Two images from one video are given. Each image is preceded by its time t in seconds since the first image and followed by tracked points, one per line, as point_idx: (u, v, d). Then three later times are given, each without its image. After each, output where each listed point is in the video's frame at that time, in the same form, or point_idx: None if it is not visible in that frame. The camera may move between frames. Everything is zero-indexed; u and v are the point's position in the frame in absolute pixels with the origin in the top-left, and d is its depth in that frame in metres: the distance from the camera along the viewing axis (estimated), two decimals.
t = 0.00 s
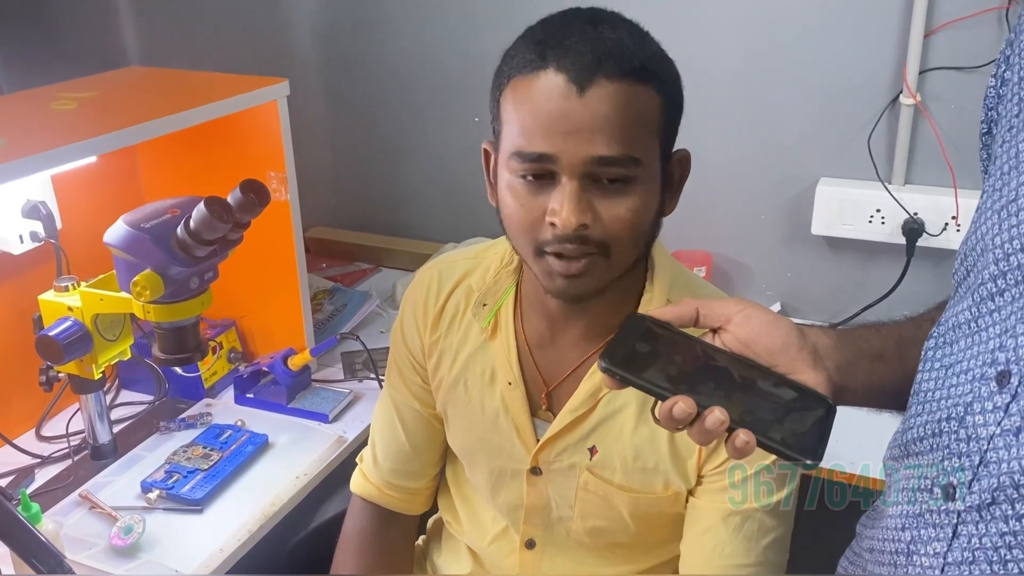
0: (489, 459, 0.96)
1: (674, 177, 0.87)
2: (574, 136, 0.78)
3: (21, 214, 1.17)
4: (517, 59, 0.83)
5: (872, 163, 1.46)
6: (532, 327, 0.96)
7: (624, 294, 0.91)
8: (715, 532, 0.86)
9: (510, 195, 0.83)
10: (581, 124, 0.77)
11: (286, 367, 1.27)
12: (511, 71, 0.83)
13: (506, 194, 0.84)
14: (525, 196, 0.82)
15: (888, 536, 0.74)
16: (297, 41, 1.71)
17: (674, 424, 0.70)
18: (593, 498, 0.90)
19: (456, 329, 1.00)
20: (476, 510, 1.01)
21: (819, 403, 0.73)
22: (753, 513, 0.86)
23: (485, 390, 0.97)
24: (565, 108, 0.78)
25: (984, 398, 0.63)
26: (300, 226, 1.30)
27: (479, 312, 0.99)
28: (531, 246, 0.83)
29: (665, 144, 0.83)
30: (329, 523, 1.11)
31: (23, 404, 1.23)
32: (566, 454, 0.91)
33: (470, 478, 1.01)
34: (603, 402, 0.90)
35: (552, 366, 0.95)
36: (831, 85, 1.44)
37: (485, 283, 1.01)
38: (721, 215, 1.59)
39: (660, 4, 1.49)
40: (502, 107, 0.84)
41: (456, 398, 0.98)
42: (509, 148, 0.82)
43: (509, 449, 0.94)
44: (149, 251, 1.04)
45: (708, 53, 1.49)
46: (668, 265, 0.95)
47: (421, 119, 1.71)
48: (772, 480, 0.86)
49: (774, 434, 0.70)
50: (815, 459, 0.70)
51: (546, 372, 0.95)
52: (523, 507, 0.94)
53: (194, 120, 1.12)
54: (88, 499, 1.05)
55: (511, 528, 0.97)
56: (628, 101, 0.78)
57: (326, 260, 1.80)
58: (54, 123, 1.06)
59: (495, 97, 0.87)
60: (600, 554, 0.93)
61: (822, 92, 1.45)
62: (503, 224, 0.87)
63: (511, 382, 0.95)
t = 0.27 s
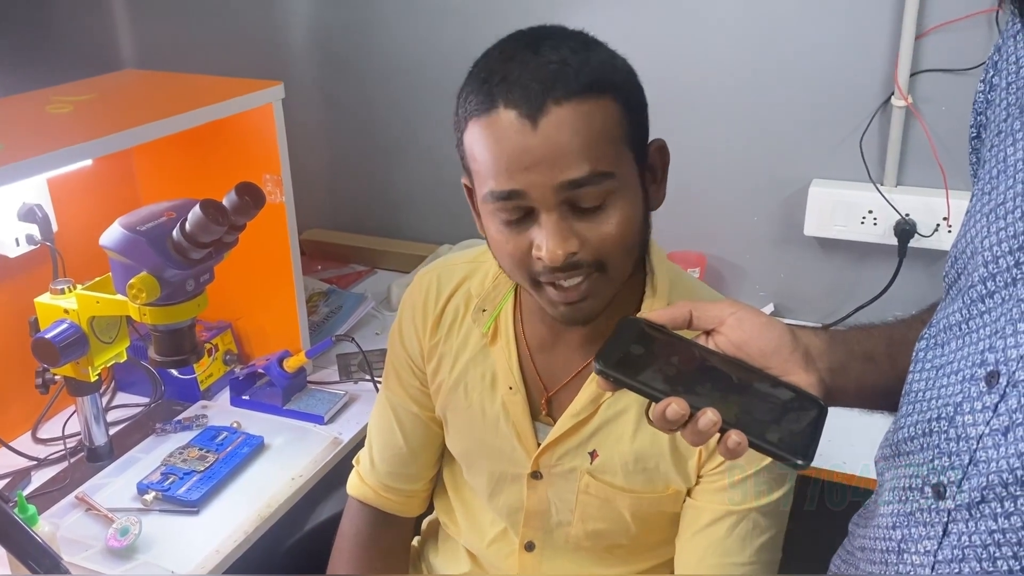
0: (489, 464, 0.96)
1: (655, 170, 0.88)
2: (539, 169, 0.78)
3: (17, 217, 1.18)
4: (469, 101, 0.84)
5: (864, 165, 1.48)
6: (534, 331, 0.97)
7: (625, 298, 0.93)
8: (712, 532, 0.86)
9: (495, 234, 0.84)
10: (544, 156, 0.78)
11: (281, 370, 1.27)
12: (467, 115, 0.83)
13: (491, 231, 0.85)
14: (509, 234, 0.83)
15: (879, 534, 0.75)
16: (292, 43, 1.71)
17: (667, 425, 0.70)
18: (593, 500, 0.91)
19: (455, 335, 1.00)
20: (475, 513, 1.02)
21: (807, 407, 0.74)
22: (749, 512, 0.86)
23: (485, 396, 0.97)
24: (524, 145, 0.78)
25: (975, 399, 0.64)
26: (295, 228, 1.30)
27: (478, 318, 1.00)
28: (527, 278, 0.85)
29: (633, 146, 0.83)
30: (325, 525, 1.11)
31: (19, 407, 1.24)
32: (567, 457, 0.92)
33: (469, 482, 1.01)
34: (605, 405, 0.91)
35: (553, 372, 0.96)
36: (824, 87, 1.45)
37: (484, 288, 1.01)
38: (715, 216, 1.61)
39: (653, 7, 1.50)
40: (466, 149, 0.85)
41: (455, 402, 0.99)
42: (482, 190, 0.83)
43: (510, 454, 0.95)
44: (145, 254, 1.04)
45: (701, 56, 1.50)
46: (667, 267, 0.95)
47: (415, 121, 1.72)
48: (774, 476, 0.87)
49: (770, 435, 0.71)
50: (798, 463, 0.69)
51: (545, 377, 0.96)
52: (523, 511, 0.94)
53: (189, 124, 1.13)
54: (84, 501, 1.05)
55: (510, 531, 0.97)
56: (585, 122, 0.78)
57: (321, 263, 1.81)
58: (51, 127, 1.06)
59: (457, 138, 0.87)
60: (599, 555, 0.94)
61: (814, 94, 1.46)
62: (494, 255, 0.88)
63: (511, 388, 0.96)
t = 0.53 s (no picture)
0: (477, 465, 0.97)
1: (636, 175, 0.89)
2: (521, 150, 0.79)
3: (14, 221, 1.18)
4: (460, 83, 0.85)
5: (858, 168, 1.48)
6: (516, 330, 0.97)
7: (601, 295, 0.92)
8: (698, 531, 0.87)
9: (472, 214, 0.85)
10: (526, 138, 0.79)
11: (278, 372, 1.28)
12: (457, 95, 0.85)
13: (467, 211, 0.86)
14: (484, 213, 0.83)
15: (875, 535, 0.76)
16: (288, 46, 1.72)
17: (665, 429, 0.71)
18: (579, 500, 0.92)
19: (442, 336, 1.01)
20: (466, 515, 1.02)
21: (805, 407, 0.74)
22: (735, 512, 0.87)
23: (472, 396, 0.98)
24: (508, 124, 0.79)
25: (969, 401, 0.65)
26: (292, 231, 1.31)
27: (465, 319, 1.00)
28: (498, 260, 0.85)
29: (617, 141, 0.84)
30: (322, 527, 1.12)
31: (16, 410, 1.24)
32: (552, 457, 0.92)
33: (460, 483, 1.02)
34: (587, 404, 0.91)
35: (535, 371, 0.96)
36: (819, 91, 1.46)
37: (469, 290, 1.02)
38: (710, 219, 1.61)
39: (648, 11, 1.51)
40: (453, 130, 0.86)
41: (443, 403, 1.00)
42: (464, 169, 0.84)
43: (497, 455, 0.95)
44: (143, 257, 1.05)
45: (697, 59, 1.51)
46: (645, 264, 0.96)
47: (412, 124, 1.72)
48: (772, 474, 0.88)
49: (767, 436, 0.72)
50: (800, 462, 0.70)
51: (529, 376, 0.96)
52: (512, 511, 0.95)
53: (187, 127, 1.13)
54: (81, 504, 1.05)
55: (500, 532, 0.98)
56: (570, 109, 0.79)
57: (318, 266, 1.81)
58: (50, 131, 1.07)
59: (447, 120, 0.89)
60: (590, 555, 0.94)
61: (809, 97, 1.47)
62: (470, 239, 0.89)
63: (496, 388, 0.96)
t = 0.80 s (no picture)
0: (470, 469, 0.97)
1: (628, 177, 0.89)
2: (516, 141, 0.79)
3: (13, 223, 1.18)
4: (458, 74, 0.85)
5: (856, 170, 1.49)
6: (506, 334, 0.97)
7: (591, 293, 0.92)
8: (691, 532, 0.87)
9: (463, 204, 0.85)
10: (522, 129, 0.79)
11: (276, 375, 1.28)
12: (454, 86, 0.85)
13: (459, 202, 0.86)
14: (476, 203, 0.83)
15: (874, 538, 0.76)
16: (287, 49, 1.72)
17: (665, 432, 0.71)
18: (571, 503, 0.92)
19: (433, 339, 1.01)
20: (460, 518, 1.02)
21: (803, 408, 0.74)
22: (730, 514, 0.87)
23: (463, 399, 0.98)
24: (504, 114, 0.79)
25: (970, 403, 0.65)
26: (291, 234, 1.31)
27: (454, 322, 1.00)
28: (487, 252, 0.85)
29: (611, 140, 0.84)
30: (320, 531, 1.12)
31: (15, 413, 1.23)
32: (543, 461, 0.92)
33: (453, 487, 1.02)
34: (577, 407, 0.91)
35: (526, 374, 0.96)
36: (816, 93, 1.46)
37: (459, 294, 1.02)
38: (709, 221, 1.61)
39: (646, 14, 1.51)
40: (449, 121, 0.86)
41: (434, 407, 1.00)
42: (458, 159, 0.84)
43: (489, 458, 0.95)
44: (142, 259, 1.05)
45: (695, 62, 1.51)
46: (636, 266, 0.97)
47: (411, 126, 1.73)
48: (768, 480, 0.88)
49: (767, 436, 0.72)
50: (799, 462, 0.70)
51: (519, 380, 0.96)
52: (505, 514, 0.95)
53: (186, 130, 1.13)
54: (79, 507, 1.05)
55: (494, 535, 0.98)
56: (566, 103, 0.79)
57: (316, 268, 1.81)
58: (50, 134, 1.07)
59: (444, 111, 0.89)
60: (584, 558, 0.94)
61: (807, 100, 1.47)
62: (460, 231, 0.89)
63: (487, 392, 0.95)
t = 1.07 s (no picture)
0: (471, 471, 0.97)
1: (627, 176, 0.89)
2: (511, 162, 0.79)
3: (11, 225, 1.18)
4: (447, 94, 0.84)
5: (855, 171, 1.49)
6: (508, 336, 0.97)
7: (594, 298, 0.92)
8: (693, 533, 0.87)
9: (463, 224, 0.85)
10: (516, 150, 0.79)
11: (276, 376, 1.28)
12: (444, 106, 0.84)
13: (459, 221, 0.86)
14: (477, 224, 0.83)
15: (872, 539, 0.76)
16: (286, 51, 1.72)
17: (664, 434, 0.71)
18: (573, 505, 0.91)
19: (434, 342, 1.01)
20: (461, 521, 1.02)
21: (802, 408, 0.73)
22: (729, 512, 0.87)
23: (465, 402, 0.98)
24: (497, 136, 0.79)
25: (967, 404, 0.65)
26: (289, 236, 1.31)
27: (456, 325, 1.00)
28: (491, 270, 0.85)
29: (606, 145, 0.84)
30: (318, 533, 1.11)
31: (13, 415, 1.23)
32: (545, 462, 0.92)
33: (455, 490, 1.02)
34: (580, 409, 0.91)
35: (528, 376, 0.96)
36: (815, 95, 1.46)
37: (460, 296, 1.02)
38: (707, 223, 1.61)
39: (645, 15, 1.51)
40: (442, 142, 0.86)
41: (436, 409, 1.00)
42: (454, 181, 0.84)
43: (491, 461, 0.95)
44: (140, 261, 1.05)
45: (693, 63, 1.51)
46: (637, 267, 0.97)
47: (409, 128, 1.73)
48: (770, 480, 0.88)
49: (768, 436, 0.72)
50: (800, 462, 0.71)
51: (522, 382, 0.96)
52: (507, 517, 0.95)
53: (184, 132, 1.13)
54: (78, 509, 1.05)
55: (495, 538, 0.98)
56: (559, 119, 0.79)
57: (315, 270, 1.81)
58: (48, 135, 1.07)
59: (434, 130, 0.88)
60: (585, 561, 0.94)
61: (805, 101, 1.47)
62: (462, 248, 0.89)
63: (489, 394, 0.95)
